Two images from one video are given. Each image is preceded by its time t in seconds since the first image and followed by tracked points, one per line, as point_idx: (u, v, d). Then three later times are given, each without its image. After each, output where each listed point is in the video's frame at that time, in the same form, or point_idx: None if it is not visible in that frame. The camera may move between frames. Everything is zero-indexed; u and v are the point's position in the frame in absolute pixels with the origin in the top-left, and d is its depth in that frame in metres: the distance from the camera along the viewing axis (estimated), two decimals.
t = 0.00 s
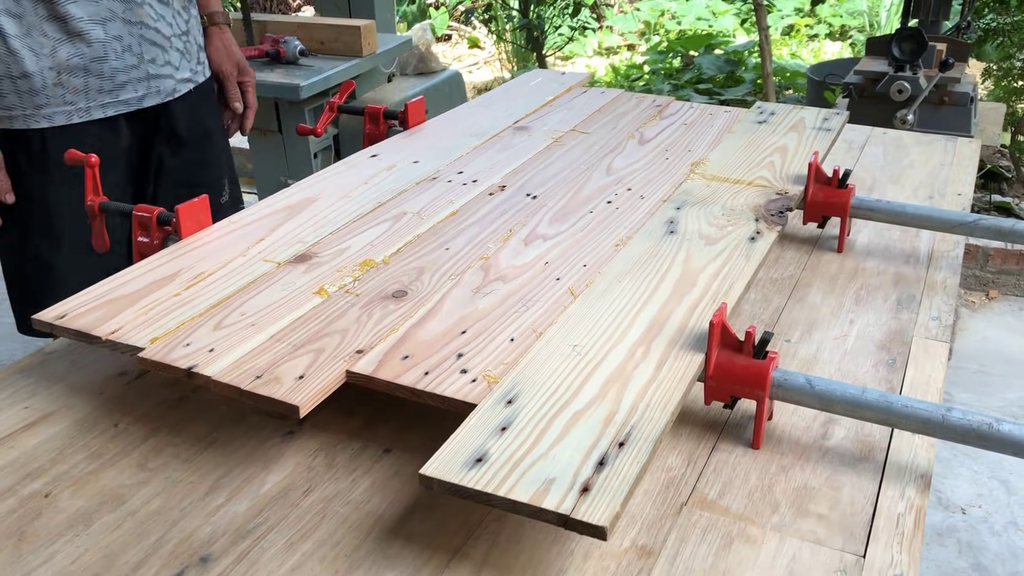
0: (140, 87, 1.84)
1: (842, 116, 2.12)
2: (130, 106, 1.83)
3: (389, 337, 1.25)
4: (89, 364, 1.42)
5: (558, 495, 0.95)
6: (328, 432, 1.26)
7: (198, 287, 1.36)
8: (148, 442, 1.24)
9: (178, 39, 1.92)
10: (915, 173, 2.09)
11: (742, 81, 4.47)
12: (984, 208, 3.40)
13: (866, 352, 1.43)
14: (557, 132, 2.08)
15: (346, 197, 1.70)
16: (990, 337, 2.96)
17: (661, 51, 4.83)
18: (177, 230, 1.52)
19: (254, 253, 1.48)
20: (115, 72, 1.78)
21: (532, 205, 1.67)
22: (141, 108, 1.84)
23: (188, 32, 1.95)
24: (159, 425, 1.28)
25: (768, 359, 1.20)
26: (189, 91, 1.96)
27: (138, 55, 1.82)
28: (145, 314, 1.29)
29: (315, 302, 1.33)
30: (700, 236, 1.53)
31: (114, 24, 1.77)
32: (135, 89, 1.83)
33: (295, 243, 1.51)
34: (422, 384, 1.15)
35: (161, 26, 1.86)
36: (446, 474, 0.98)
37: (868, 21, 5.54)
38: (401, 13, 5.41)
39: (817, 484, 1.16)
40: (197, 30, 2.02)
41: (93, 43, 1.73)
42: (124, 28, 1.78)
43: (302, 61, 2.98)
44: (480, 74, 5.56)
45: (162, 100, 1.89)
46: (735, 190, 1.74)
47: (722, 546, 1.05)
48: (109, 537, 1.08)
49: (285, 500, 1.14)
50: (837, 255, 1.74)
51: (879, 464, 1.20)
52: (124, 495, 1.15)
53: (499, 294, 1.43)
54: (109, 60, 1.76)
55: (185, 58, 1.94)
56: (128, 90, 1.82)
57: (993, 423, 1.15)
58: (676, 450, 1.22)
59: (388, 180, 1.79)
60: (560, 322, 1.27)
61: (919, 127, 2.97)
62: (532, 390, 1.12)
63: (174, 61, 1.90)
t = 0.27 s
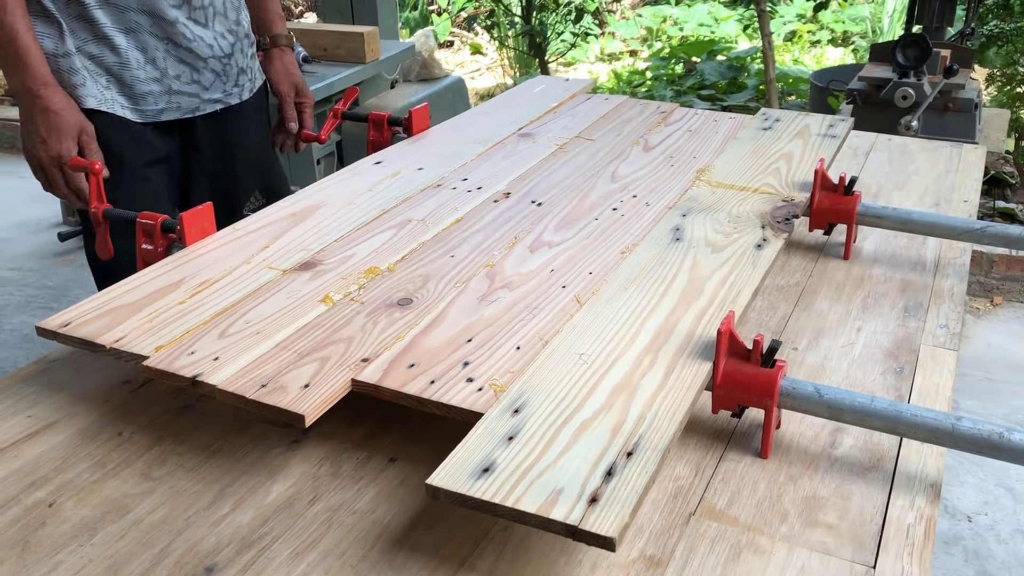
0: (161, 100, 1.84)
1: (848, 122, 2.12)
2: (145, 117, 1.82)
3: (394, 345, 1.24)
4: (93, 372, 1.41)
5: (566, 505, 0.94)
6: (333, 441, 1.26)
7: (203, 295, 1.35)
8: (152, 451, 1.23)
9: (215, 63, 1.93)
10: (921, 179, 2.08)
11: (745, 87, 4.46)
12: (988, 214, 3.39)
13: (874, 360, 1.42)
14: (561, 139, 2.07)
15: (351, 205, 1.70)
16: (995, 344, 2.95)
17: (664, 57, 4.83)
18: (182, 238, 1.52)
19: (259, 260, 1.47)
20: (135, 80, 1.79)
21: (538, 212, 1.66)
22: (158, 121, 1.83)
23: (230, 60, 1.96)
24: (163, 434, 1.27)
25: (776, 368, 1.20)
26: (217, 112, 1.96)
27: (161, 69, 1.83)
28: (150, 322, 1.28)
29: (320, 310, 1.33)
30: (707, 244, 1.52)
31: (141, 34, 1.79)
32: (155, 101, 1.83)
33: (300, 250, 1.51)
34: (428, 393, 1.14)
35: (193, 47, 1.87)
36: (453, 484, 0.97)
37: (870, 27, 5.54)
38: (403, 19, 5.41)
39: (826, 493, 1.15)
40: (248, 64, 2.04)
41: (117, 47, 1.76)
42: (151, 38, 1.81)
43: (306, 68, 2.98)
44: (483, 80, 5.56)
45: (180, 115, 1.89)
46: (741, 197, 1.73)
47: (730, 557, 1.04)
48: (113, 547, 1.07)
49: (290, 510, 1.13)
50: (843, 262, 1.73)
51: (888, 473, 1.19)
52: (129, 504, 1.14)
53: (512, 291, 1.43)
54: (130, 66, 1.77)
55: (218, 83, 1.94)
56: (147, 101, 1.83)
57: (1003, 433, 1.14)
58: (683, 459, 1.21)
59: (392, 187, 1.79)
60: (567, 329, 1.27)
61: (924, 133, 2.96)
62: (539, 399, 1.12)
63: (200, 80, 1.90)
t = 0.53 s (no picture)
0: (157, 138, 1.84)
1: (852, 126, 2.11)
2: (144, 157, 1.83)
3: (398, 349, 1.24)
4: (96, 375, 1.41)
5: (571, 510, 0.93)
6: (336, 445, 1.25)
7: (206, 298, 1.35)
8: (154, 456, 1.23)
9: (211, 95, 1.93)
10: (926, 183, 2.08)
11: (748, 91, 4.46)
12: (992, 218, 3.39)
13: (879, 365, 1.41)
14: (565, 142, 2.07)
15: (354, 208, 1.70)
16: (999, 348, 2.95)
17: (666, 61, 4.83)
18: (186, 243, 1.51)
19: (262, 264, 1.47)
20: (129, 119, 1.79)
21: (541, 216, 1.66)
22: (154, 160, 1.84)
23: (225, 88, 1.96)
24: (166, 438, 1.27)
25: (781, 372, 1.19)
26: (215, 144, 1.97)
27: (156, 106, 1.83)
28: (153, 325, 1.28)
29: (324, 314, 1.32)
30: (712, 248, 1.52)
31: (133, 72, 1.78)
32: (151, 140, 1.84)
33: (303, 254, 1.51)
34: (432, 397, 1.13)
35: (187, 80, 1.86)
36: (458, 489, 0.97)
37: (873, 31, 5.54)
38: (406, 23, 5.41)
39: (832, 499, 1.14)
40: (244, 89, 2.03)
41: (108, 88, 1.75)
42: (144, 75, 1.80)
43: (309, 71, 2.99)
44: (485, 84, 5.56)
45: (178, 152, 1.89)
46: (746, 201, 1.72)
47: (736, 563, 1.04)
48: (115, 552, 1.07)
49: (293, 515, 1.12)
50: (848, 267, 1.73)
51: (895, 478, 1.18)
52: (131, 509, 1.13)
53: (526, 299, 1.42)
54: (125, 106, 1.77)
55: (215, 113, 1.94)
56: (144, 141, 1.83)
57: (1011, 438, 1.13)
58: (688, 464, 1.21)
59: (396, 191, 1.78)
60: (571, 334, 1.26)
61: (928, 138, 2.96)
62: (543, 404, 1.11)
63: (197, 114, 1.90)
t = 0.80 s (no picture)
0: (112, 153, 1.86)
1: (851, 123, 2.11)
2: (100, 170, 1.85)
3: (397, 347, 1.24)
4: (95, 375, 1.40)
5: (570, 508, 0.93)
6: (335, 444, 1.25)
7: (204, 298, 1.35)
8: (154, 455, 1.23)
9: (166, 109, 1.93)
10: (926, 180, 2.07)
11: (748, 89, 4.45)
12: (992, 214, 3.38)
13: (879, 361, 1.41)
14: (564, 140, 2.07)
15: (353, 207, 1.69)
16: (1000, 344, 2.94)
17: (666, 59, 4.83)
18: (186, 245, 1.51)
19: (261, 263, 1.47)
20: (85, 135, 1.79)
21: (540, 214, 1.66)
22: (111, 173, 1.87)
23: (182, 101, 1.96)
24: (166, 438, 1.27)
25: (780, 369, 1.19)
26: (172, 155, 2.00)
27: (114, 122, 1.84)
28: (152, 325, 1.28)
29: (323, 313, 1.32)
30: (710, 245, 1.51)
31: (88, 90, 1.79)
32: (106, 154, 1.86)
33: (302, 253, 1.50)
34: (431, 396, 1.13)
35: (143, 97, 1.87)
36: (456, 487, 0.96)
37: (873, 28, 5.54)
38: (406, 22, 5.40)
39: (832, 495, 1.14)
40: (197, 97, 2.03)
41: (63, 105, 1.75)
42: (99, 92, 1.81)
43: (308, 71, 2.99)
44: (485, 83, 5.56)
45: (133, 165, 1.92)
46: (745, 198, 1.72)
47: (735, 560, 1.04)
48: (114, 551, 1.07)
49: (292, 513, 1.12)
50: (847, 263, 1.73)
51: (894, 475, 1.18)
52: (131, 508, 1.13)
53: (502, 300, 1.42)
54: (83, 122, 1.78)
55: (171, 128, 1.96)
56: (98, 154, 1.85)
57: (1010, 434, 1.13)
58: (688, 461, 1.21)
59: (395, 189, 1.78)
60: (570, 331, 1.26)
61: (928, 134, 2.96)
62: (542, 401, 1.11)
63: (153, 129, 1.91)
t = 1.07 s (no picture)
0: (145, 150, 1.84)
1: (853, 122, 2.11)
2: (131, 167, 1.83)
3: (401, 348, 1.24)
4: (99, 376, 1.41)
5: (575, 508, 0.93)
6: (339, 444, 1.25)
7: (207, 299, 1.35)
8: (157, 456, 1.23)
9: (207, 116, 1.90)
10: (928, 178, 2.07)
11: (749, 88, 4.45)
12: (994, 213, 3.38)
13: (882, 360, 1.41)
14: (566, 140, 2.07)
15: (355, 207, 1.69)
16: (1002, 343, 2.94)
17: (667, 58, 4.82)
18: (186, 237, 1.51)
19: (264, 264, 1.47)
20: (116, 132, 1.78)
21: (542, 214, 1.66)
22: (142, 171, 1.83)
23: (228, 111, 1.93)
24: (169, 438, 1.27)
25: (784, 368, 1.19)
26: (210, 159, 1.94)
27: (148, 121, 1.81)
28: (156, 326, 1.28)
29: (326, 313, 1.32)
30: (714, 245, 1.51)
31: (124, 90, 1.79)
32: (139, 151, 1.83)
33: (305, 253, 1.51)
34: (434, 396, 1.13)
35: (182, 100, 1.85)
36: (460, 487, 0.96)
37: (874, 27, 5.54)
38: (407, 21, 5.40)
39: (836, 495, 1.14)
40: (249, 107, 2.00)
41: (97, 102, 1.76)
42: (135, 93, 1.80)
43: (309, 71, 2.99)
44: (486, 83, 5.56)
45: (168, 164, 1.88)
46: (747, 197, 1.72)
47: (740, 559, 1.04)
48: (119, 552, 1.07)
49: (297, 513, 1.12)
50: (850, 262, 1.73)
51: (898, 474, 1.18)
52: (135, 509, 1.13)
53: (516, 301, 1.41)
54: (112, 120, 1.77)
55: (212, 135, 1.91)
56: (132, 151, 1.83)
57: (1014, 432, 1.13)
58: (692, 460, 1.21)
59: (397, 189, 1.78)
60: (573, 331, 1.26)
61: (931, 132, 2.96)
62: (545, 401, 1.11)
63: (190, 134, 1.87)
